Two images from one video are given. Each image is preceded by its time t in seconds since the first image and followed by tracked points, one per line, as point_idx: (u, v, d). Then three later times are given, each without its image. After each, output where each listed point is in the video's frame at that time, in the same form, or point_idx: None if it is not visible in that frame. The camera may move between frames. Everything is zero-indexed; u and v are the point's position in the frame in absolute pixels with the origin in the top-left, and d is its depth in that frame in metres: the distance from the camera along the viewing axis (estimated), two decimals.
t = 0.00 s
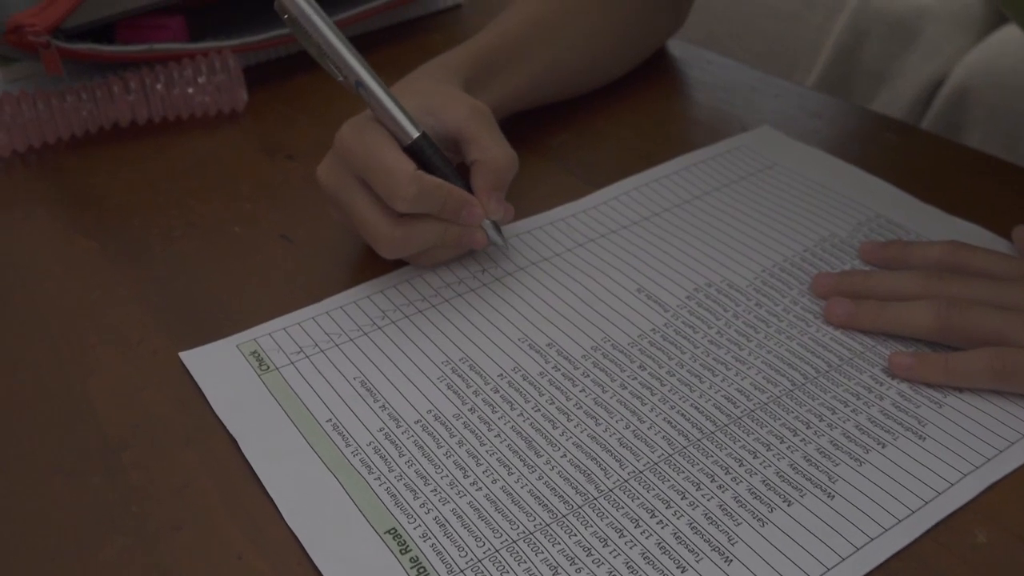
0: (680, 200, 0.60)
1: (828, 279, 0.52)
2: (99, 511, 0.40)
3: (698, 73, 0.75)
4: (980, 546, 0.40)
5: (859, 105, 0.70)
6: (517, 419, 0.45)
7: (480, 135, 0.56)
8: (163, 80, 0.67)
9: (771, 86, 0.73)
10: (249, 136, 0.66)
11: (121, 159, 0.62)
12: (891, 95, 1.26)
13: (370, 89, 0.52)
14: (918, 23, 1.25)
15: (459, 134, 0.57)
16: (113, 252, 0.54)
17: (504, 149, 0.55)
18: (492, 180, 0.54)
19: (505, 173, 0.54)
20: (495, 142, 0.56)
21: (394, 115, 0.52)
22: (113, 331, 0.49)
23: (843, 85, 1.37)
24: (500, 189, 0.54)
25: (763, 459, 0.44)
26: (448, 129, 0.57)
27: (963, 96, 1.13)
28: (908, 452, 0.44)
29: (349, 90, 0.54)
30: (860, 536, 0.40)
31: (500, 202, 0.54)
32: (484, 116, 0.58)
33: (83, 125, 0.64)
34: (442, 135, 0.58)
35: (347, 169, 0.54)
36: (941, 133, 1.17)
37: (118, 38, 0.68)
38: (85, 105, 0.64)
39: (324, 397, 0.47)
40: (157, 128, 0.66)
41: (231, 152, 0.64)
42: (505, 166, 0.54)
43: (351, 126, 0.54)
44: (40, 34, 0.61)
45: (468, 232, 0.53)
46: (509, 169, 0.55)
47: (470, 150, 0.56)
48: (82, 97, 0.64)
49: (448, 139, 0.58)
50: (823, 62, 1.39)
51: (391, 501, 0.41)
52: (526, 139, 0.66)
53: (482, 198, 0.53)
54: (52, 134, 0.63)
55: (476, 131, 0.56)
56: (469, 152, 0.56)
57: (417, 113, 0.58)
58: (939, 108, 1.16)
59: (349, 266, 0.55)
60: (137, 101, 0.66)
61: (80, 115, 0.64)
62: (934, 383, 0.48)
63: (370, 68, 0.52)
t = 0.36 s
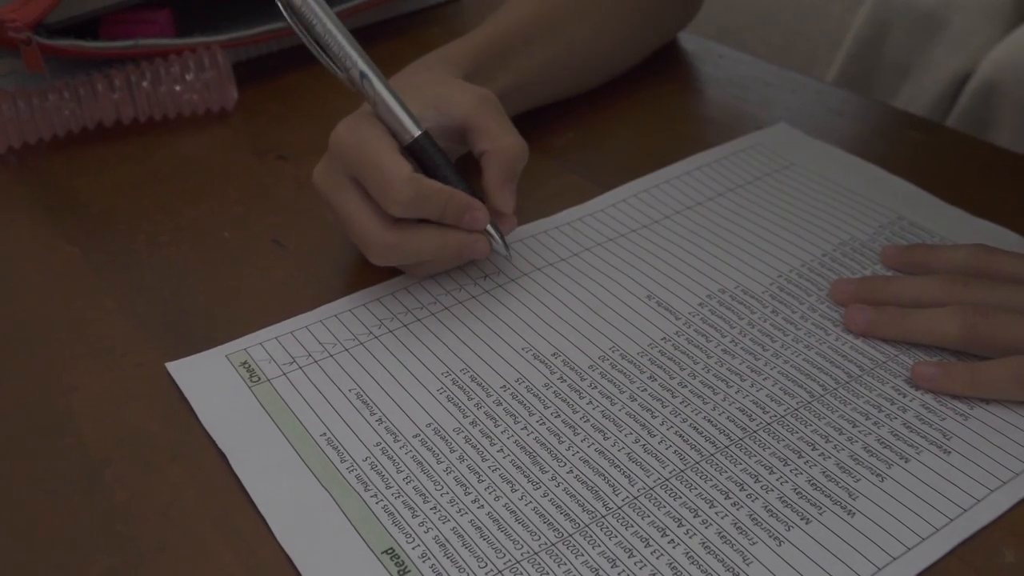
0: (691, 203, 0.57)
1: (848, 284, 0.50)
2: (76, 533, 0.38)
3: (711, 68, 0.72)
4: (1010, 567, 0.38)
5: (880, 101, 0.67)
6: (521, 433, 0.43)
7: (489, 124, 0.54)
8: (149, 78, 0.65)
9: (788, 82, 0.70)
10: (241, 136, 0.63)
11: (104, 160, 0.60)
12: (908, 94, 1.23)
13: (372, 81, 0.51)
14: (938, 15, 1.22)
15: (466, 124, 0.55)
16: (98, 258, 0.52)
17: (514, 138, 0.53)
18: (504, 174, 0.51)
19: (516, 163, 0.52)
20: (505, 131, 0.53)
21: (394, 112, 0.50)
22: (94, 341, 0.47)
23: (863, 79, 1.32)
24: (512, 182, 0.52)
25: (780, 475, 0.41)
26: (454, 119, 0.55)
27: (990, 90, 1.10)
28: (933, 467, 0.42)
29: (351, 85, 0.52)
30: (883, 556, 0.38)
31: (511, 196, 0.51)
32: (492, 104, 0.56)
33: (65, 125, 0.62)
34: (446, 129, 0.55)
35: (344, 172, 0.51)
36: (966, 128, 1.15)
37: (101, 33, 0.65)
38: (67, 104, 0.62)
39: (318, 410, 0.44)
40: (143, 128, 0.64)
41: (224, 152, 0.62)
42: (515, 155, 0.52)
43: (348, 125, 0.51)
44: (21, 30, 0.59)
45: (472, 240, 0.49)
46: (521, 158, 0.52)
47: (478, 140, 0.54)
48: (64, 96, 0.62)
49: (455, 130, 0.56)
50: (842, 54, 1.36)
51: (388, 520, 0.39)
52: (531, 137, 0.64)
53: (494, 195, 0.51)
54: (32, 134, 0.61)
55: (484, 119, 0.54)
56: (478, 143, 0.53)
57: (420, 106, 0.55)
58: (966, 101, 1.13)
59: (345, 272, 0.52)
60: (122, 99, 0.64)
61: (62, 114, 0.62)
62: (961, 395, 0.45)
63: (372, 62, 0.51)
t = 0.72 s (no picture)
0: (697, 195, 0.55)
1: (864, 282, 0.47)
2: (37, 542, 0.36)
3: (718, 53, 0.69)
4: None
5: (895, 89, 0.64)
6: (516, 437, 0.41)
7: (479, 112, 0.51)
8: (125, 62, 0.62)
9: (799, 69, 0.67)
10: (225, 125, 0.61)
11: (79, 149, 0.58)
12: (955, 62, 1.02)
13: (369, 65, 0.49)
14: None
15: (455, 110, 0.52)
16: (71, 252, 0.49)
17: (506, 126, 0.50)
18: (494, 164, 0.49)
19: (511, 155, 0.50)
20: (496, 119, 0.51)
21: (390, 97, 0.49)
22: (64, 340, 0.44)
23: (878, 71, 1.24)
24: (503, 172, 0.49)
25: (790, 482, 0.39)
26: (443, 105, 0.52)
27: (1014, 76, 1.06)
28: (952, 474, 0.39)
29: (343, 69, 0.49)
30: (897, 566, 0.35)
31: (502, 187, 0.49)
32: (486, 89, 0.53)
33: (37, 111, 0.60)
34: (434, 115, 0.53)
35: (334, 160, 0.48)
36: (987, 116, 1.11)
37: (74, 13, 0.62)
38: (39, 90, 0.59)
39: (302, 414, 0.42)
40: (119, 115, 0.62)
41: (210, 142, 0.59)
42: (507, 144, 0.49)
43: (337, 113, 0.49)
44: None
45: (452, 227, 0.47)
46: (512, 147, 0.50)
47: (468, 128, 0.51)
48: (36, 81, 0.59)
49: (444, 116, 0.53)
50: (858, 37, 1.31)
51: (375, 528, 0.37)
52: (530, 126, 0.61)
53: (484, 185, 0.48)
54: (2, 123, 0.58)
55: (476, 106, 0.51)
56: (467, 131, 0.51)
57: (410, 89, 0.52)
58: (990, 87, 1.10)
59: (333, 267, 0.50)
60: (97, 85, 0.61)
61: (34, 100, 0.59)
62: (983, 398, 0.43)
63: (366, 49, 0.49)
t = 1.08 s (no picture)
0: (707, 193, 0.52)
1: (882, 284, 0.45)
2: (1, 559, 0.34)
3: (725, 44, 0.67)
4: None
5: (910, 81, 0.62)
6: (515, 447, 0.38)
7: (481, 97, 0.49)
8: (104, 51, 0.60)
9: (814, 60, 0.65)
10: (212, 118, 0.59)
11: (56, 142, 0.55)
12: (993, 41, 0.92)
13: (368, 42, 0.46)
14: None
15: (456, 98, 0.50)
16: (45, 251, 0.47)
17: (510, 113, 0.48)
18: (500, 152, 0.46)
19: (515, 140, 0.47)
20: (500, 106, 0.48)
21: (393, 82, 0.46)
22: (35, 345, 0.42)
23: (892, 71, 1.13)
24: (510, 160, 0.47)
25: (804, 494, 0.37)
26: (444, 93, 0.50)
27: None
28: (974, 487, 0.37)
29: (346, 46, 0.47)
30: None
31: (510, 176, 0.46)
32: (487, 76, 0.51)
33: (10, 102, 0.57)
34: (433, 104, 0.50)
35: (328, 147, 0.46)
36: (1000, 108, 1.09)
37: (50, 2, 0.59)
38: (12, 80, 0.57)
39: (289, 422, 0.40)
40: (97, 106, 0.59)
41: (199, 135, 0.57)
42: (512, 131, 0.47)
43: (331, 96, 0.46)
44: None
45: (450, 216, 0.44)
46: (518, 134, 0.47)
47: (471, 117, 0.49)
48: (8, 71, 0.57)
49: (445, 104, 0.51)
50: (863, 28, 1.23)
51: (365, 543, 0.35)
52: (533, 119, 0.59)
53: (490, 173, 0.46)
54: None
55: (477, 92, 0.49)
56: (470, 119, 0.49)
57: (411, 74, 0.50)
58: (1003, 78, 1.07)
59: (323, 267, 0.48)
60: (73, 75, 0.58)
61: (7, 91, 0.57)
62: (1007, 407, 0.40)
63: (376, 31, 0.47)
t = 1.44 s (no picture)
0: (716, 186, 0.50)
1: (901, 283, 0.43)
2: None
3: (730, 31, 0.64)
4: None
5: (925, 70, 0.59)
6: (513, 453, 0.36)
7: (473, 93, 0.46)
8: (79, 34, 0.57)
9: (824, 48, 0.62)
10: (198, 108, 0.56)
11: (32, 132, 0.53)
12: (1022, 32, 0.83)
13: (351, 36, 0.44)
14: None
15: (446, 93, 0.47)
16: (18, 246, 0.45)
17: (501, 109, 0.46)
18: (495, 150, 0.44)
19: (509, 140, 0.45)
20: (491, 102, 0.46)
21: (382, 79, 0.44)
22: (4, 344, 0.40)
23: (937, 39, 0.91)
24: (505, 160, 0.45)
25: (819, 504, 0.35)
26: (434, 87, 0.48)
27: None
28: (998, 497, 0.35)
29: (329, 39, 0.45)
30: None
31: (508, 176, 0.44)
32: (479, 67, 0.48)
33: None
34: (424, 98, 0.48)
35: (311, 141, 0.44)
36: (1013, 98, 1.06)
37: None
38: None
39: (274, 427, 0.37)
40: (73, 94, 0.57)
41: (186, 125, 0.55)
42: (505, 130, 0.45)
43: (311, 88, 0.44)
44: None
45: (454, 207, 0.42)
46: (512, 133, 0.45)
47: (462, 115, 0.46)
48: None
49: (435, 98, 0.48)
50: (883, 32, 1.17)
51: (354, 555, 0.32)
52: (534, 108, 0.57)
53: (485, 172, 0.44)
54: None
55: (467, 86, 0.47)
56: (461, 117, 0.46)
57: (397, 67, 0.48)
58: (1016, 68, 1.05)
59: (312, 263, 0.45)
60: (47, 60, 0.56)
61: None
62: None
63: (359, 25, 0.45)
